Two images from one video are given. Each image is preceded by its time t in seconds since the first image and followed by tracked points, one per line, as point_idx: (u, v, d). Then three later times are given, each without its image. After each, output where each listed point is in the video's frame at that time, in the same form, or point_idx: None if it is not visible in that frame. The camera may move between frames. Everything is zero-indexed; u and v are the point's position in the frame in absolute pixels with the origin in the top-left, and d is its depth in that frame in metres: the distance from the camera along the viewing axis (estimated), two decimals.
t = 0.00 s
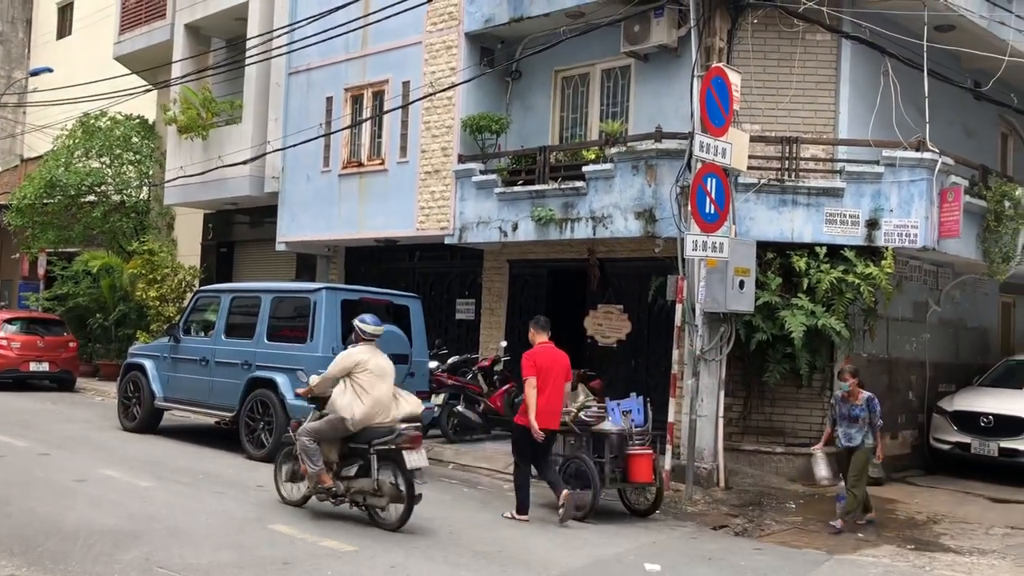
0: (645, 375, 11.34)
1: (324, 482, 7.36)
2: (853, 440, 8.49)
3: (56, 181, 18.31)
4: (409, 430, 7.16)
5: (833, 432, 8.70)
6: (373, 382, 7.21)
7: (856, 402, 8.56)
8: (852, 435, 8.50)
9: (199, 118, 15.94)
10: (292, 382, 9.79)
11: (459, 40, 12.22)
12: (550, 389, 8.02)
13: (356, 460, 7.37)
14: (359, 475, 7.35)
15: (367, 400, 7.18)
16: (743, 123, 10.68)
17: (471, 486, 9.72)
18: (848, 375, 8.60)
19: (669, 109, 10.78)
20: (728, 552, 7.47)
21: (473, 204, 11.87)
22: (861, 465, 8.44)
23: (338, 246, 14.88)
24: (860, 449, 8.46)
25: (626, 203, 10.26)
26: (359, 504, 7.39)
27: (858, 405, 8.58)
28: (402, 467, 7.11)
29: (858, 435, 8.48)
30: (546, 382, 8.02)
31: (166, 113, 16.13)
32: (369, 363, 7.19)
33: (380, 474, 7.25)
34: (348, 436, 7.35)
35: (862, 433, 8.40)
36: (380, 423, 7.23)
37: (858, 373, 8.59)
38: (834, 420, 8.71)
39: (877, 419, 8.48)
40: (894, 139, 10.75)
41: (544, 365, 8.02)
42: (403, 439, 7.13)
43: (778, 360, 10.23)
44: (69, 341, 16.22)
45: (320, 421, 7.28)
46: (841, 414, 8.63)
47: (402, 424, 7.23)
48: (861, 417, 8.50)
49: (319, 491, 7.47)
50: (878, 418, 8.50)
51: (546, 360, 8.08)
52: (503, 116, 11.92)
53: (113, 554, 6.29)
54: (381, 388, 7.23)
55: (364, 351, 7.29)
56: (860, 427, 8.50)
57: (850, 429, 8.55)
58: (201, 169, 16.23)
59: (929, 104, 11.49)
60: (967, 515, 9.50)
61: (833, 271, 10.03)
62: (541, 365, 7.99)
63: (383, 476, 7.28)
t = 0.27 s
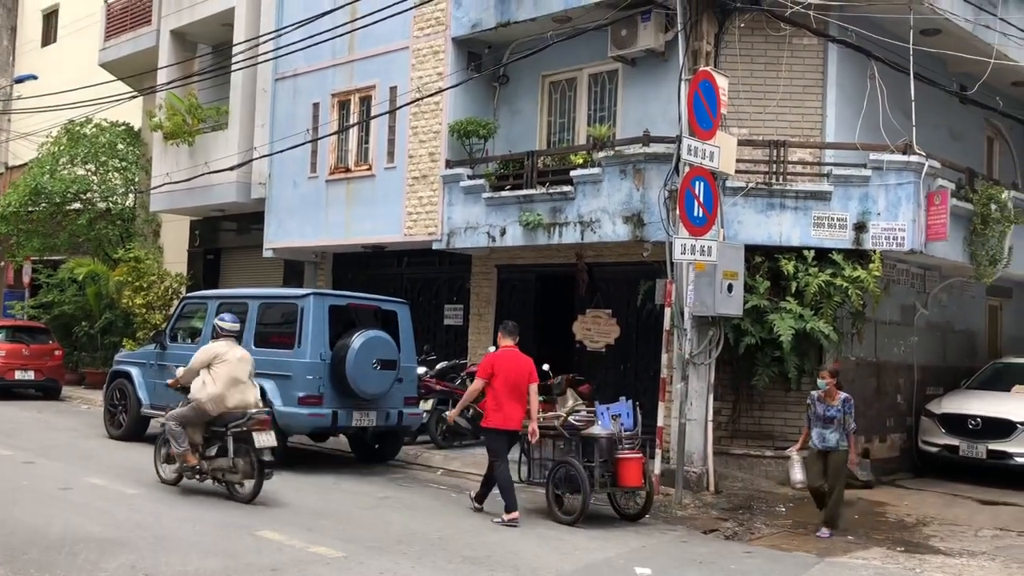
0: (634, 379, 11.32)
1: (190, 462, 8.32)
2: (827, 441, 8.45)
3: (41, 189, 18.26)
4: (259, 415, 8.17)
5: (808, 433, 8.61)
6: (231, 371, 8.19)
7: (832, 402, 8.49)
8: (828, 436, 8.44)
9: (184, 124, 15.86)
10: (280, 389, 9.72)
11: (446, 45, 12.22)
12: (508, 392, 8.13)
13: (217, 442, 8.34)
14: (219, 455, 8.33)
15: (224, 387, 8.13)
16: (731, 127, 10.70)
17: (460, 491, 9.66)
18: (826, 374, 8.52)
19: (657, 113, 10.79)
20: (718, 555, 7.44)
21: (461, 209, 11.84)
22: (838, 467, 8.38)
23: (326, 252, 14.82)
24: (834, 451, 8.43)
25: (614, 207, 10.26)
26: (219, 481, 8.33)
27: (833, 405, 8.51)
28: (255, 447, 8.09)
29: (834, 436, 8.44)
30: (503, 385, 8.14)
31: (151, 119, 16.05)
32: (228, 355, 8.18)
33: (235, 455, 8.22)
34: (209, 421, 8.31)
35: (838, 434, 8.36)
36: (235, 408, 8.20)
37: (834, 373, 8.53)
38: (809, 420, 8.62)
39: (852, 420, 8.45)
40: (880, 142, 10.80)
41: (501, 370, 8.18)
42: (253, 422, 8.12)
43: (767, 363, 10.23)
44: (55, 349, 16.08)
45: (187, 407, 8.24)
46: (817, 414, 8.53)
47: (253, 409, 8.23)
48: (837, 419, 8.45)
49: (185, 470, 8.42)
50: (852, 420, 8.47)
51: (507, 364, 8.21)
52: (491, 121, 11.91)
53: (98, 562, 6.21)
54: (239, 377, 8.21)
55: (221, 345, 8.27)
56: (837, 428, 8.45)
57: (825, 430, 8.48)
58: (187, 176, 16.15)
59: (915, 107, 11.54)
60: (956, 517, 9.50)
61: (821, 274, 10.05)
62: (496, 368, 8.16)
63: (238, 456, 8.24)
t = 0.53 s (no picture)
0: (629, 388, 11.30)
1: (87, 453, 9.20)
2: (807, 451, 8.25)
3: (32, 200, 18.09)
4: (147, 410, 9.08)
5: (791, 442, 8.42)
6: (125, 372, 9.04)
7: (813, 412, 8.28)
8: (808, 446, 8.23)
9: (177, 135, 15.73)
10: (272, 399, 9.67)
11: (439, 55, 12.24)
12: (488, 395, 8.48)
13: (112, 435, 9.21)
14: (114, 447, 9.19)
15: (119, 386, 8.98)
16: (723, 135, 10.72)
17: (454, 501, 9.60)
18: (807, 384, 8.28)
19: (649, 122, 10.82)
20: (714, 564, 7.41)
21: (454, 218, 11.84)
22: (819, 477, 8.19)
23: (319, 262, 14.79)
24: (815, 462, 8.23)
25: (607, 215, 10.26)
26: (114, 469, 9.19)
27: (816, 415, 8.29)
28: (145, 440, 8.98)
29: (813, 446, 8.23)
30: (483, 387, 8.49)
31: (144, 130, 15.86)
32: (121, 358, 9.01)
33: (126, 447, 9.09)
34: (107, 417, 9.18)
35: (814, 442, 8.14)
36: (126, 405, 9.06)
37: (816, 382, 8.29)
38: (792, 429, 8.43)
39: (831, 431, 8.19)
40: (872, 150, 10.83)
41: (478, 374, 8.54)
42: (141, 417, 9.04)
43: (761, 371, 10.22)
44: (46, 361, 15.99)
45: (87, 405, 9.16)
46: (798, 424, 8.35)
47: (143, 405, 9.11)
48: (818, 429, 8.22)
49: (85, 460, 9.29)
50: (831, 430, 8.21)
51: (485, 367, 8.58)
52: (483, 130, 11.91)
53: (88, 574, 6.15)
54: (130, 378, 9.04)
55: (115, 349, 9.10)
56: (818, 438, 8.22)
57: (805, 440, 8.28)
58: (180, 186, 16.12)
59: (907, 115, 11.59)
60: (952, 525, 9.49)
61: (815, 282, 10.06)
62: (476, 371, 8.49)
63: (129, 448, 9.11)
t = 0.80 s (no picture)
0: (629, 393, 11.27)
1: (10, 445, 10.15)
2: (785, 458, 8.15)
3: (31, 209, 18.13)
4: (63, 407, 9.98)
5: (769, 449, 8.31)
6: (44, 373, 10.05)
7: (792, 418, 8.17)
8: (786, 454, 8.13)
9: (176, 142, 15.84)
10: (272, 405, 9.64)
11: (437, 61, 12.26)
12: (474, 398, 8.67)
13: (33, 430, 10.14)
14: (35, 440, 10.12)
15: (37, 386, 9.99)
16: (722, 139, 10.74)
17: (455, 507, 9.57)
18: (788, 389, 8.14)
19: (648, 126, 10.83)
20: (716, 568, 7.38)
21: (453, 224, 11.83)
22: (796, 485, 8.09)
23: (318, 269, 14.78)
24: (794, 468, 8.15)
25: (606, 220, 10.26)
26: (35, 461, 10.11)
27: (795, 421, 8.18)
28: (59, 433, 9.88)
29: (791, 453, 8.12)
30: (468, 392, 8.69)
31: (143, 138, 15.95)
32: (41, 361, 10.04)
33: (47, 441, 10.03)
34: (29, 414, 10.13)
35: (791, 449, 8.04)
36: (45, 402, 10.02)
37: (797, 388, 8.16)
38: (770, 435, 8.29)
39: (810, 438, 8.08)
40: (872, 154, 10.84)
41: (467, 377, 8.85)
42: (57, 413, 9.93)
43: (762, 375, 10.19)
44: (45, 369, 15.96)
45: (8, 402, 10.09)
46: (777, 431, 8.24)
47: (59, 403, 10.02)
48: (796, 435, 8.11)
49: (11, 453, 10.24)
50: (809, 436, 8.09)
51: (467, 372, 8.78)
52: (482, 136, 11.92)
53: None
54: (49, 379, 10.06)
55: (37, 352, 10.11)
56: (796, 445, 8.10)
57: (784, 447, 8.17)
58: (179, 194, 16.11)
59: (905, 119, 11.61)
60: (954, 528, 9.46)
61: (815, 286, 10.05)
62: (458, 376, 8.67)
63: (49, 441, 10.04)
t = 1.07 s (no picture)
0: (633, 389, 11.26)
1: None
2: (772, 455, 8.04)
3: (34, 207, 18.18)
4: None
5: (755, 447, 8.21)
6: None
7: (775, 413, 8.07)
8: (773, 451, 8.02)
9: (178, 140, 15.81)
10: (276, 402, 9.64)
11: (440, 57, 12.25)
12: (461, 391, 9.12)
13: None
14: None
15: None
16: (726, 135, 10.71)
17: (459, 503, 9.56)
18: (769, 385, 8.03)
19: (650, 122, 10.81)
20: (720, 563, 7.37)
21: (456, 221, 11.82)
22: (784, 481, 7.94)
23: (321, 266, 14.78)
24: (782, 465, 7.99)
25: (609, 216, 10.24)
26: None
27: (779, 416, 8.07)
28: None
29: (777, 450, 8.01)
30: (456, 386, 9.13)
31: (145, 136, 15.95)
32: None
33: None
34: None
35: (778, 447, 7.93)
36: None
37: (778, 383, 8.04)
38: (756, 432, 8.21)
39: (795, 433, 7.91)
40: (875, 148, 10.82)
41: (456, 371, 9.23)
42: None
43: (766, 371, 10.17)
44: (49, 367, 15.97)
45: None
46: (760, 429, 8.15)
47: None
48: (780, 431, 7.99)
49: None
50: (793, 431, 7.94)
51: (458, 366, 9.22)
52: (485, 133, 11.91)
53: None
54: None
55: None
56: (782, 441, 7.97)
57: (770, 445, 8.07)
58: (182, 192, 16.11)
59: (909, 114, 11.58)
60: (960, 523, 9.43)
61: (819, 281, 10.02)
62: (446, 370, 9.16)
63: None
